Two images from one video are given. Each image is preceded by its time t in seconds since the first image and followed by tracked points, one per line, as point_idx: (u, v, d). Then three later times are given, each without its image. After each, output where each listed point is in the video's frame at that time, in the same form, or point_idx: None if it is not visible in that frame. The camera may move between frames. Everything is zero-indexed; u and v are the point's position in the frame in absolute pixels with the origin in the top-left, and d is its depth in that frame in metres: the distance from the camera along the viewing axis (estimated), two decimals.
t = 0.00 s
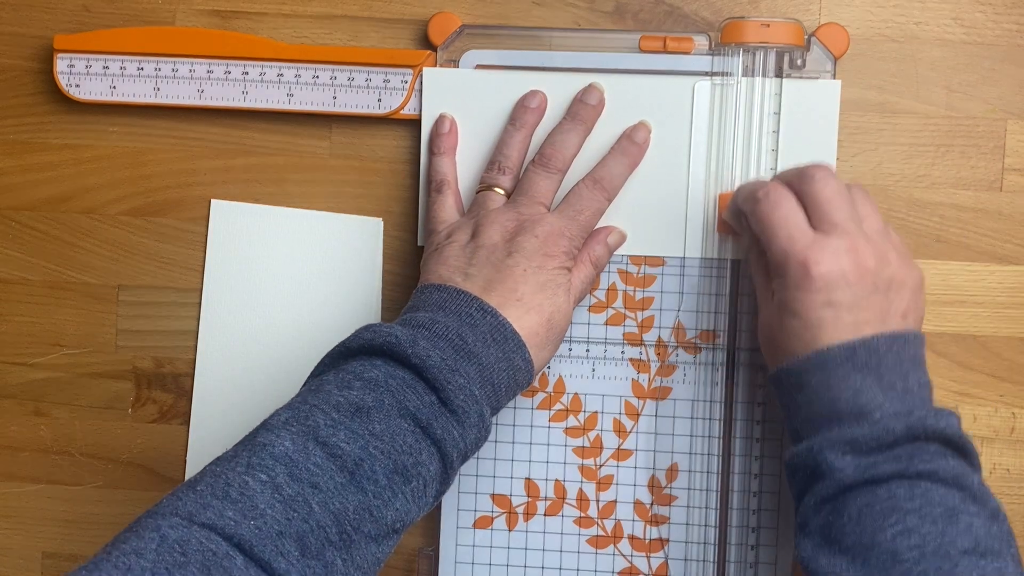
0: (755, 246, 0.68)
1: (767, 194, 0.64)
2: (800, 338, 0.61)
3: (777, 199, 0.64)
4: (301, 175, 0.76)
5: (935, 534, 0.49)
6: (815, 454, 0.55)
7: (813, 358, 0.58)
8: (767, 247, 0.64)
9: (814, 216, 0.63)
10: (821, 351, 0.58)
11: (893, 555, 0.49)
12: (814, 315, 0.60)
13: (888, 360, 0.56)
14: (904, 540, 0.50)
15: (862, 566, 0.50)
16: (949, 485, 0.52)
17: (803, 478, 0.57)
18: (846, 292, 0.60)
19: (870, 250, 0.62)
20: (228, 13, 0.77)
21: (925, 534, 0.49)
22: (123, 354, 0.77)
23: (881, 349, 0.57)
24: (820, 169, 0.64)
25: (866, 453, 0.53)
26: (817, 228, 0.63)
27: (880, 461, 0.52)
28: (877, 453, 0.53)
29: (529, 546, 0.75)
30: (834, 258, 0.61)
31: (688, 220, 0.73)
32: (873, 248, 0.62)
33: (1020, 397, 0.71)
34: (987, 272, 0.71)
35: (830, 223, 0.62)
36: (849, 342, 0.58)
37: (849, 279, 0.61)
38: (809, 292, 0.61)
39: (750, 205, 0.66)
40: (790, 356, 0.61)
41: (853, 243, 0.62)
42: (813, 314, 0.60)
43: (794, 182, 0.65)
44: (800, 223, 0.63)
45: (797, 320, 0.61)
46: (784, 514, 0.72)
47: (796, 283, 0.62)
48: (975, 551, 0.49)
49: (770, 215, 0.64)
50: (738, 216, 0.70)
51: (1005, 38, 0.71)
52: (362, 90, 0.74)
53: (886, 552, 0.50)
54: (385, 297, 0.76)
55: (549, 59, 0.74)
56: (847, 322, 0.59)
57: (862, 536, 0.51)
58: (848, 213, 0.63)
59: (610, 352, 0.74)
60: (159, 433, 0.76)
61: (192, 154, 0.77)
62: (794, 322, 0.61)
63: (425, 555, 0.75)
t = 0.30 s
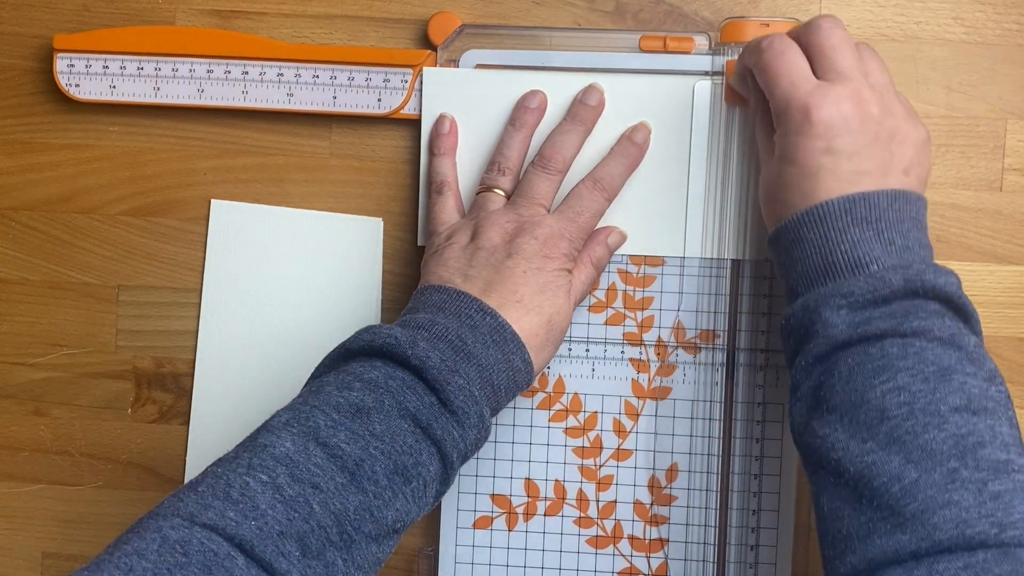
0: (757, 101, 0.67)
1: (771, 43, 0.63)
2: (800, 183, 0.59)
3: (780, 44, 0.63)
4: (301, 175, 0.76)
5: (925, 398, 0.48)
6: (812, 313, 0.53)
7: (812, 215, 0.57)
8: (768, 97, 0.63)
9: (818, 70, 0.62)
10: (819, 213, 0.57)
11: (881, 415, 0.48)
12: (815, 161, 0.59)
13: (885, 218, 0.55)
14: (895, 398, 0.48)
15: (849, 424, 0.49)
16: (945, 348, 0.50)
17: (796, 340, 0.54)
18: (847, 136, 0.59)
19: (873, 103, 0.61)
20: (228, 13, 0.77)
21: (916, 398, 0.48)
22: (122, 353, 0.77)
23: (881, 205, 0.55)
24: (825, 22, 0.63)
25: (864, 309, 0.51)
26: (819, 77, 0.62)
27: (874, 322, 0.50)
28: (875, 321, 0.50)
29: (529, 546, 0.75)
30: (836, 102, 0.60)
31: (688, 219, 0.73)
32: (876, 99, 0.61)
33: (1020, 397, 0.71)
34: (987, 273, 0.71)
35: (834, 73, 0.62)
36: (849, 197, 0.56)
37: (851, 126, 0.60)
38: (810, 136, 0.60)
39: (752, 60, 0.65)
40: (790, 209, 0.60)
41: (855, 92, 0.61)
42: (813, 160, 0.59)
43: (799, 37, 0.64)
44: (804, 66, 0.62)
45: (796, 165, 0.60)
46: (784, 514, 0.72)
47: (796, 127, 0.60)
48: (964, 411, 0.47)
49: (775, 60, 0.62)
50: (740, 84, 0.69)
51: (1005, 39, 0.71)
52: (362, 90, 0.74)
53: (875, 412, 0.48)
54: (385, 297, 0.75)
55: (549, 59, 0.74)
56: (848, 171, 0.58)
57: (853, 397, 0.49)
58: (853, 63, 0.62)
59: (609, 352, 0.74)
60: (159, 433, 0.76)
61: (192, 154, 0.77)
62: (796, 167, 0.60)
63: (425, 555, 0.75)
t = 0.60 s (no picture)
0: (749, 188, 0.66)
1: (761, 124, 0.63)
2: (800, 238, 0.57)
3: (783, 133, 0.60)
4: (301, 175, 0.76)
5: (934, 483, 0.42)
6: (822, 378, 0.46)
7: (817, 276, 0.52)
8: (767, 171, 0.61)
9: (816, 135, 0.61)
10: (821, 280, 0.52)
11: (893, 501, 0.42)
12: (813, 224, 0.56)
13: (893, 297, 0.48)
14: (906, 480, 0.42)
15: (859, 507, 0.43)
16: (958, 427, 0.44)
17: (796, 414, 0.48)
18: (844, 182, 0.57)
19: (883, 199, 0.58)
20: (228, 13, 0.77)
21: (926, 478, 0.42)
22: (123, 353, 0.77)
23: (885, 282, 0.49)
24: (827, 97, 0.62)
25: (876, 383, 0.44)
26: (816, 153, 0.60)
27: (885, 396, 0.44)
28: (885, 400, 0.44)
29: (529, 546, 0.75)
30: (838, 175, 0.58)
31: (687, 220, 0.73)
32: (879, 178, 0.59)
33: (1020, 397, 0.71)
34: (987, 273, 0.71)
35: (830, 149, 0.59)
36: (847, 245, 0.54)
37: (851, 196, 0.57)
38: (807, 213, 0.57)
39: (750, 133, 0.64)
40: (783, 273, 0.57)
41: (860, 174, 0.58)
42: (807, 224, 0.57)
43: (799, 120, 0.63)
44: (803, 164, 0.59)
45: (792, 235, 0.57)
46: (785, 513, 0.72)
47: (794, 197, 0.58)
48: (973, 493, 0.42)
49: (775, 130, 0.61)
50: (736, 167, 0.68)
51: (1005, 38, 0.71)
52: (362, 90, 0.74)
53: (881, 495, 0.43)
54: (385, 297, 0.76)
55: (549, 59, 0.74)
56: (847, 229, 0.55)
57: (862, 477, 0.43)
58: (853, 138, 0.60)
59: (610, 351, 0.74)
60: (159, 433, 0.76)
61: (192, 154, 0.77)
62: (799, 231, 0.57)
63: (426, 554, 0.75)
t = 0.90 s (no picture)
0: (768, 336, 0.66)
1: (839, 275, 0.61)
2: (806, 424, 0.56)
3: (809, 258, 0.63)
4: (301, 175, 0.76)
5: None
6: (833, 499, 0.50)
7: (819, 445, 0.54)
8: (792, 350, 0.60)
9: (841, 301, 0.60)
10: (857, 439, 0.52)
11: None
12: (824, 411, 0.55)
13: (917, 472, 0.48)
14: None
15: None
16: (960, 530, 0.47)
17: (812, 505, 0.52)
18: (866, 414, 0.53)
19: (917, 396, 0.55)
20: (228, 13, 0.77)
21: None
22: (123, 354, 0.77)
23: (932, 462, 0.49)
24: (866, 268, 0.60)
25: (884, 480, 0.49)
26: (856, 324, 0.58)
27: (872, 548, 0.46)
28: (880, 501, 0.48)
29: (529, 546, 0.75)
30: (876, 357, 0.56)
31: (687, 220, 0.73)
32: (925, 330, 0.57)
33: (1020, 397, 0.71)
34: (987, 273, 0.71)
35: (873, 405, 0.54)
36: (863, 415, 0.53)
37: (881, 380, 0.55)
38: (830, 410, 0.55)
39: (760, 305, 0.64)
40: (800, 447, 0.55)
41: (907, 369, 0.55)
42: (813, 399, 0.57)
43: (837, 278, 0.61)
44: (846, 361, 0.57)
45: (810, 421, 0.56)
46: (785, 514, 0.72)
47: (796, 378, 0.58)
48: None
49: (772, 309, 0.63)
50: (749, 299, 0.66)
51: (1005, 38, 0.71)
52: (361, 90, 0.74)
53: None
54: (385, 297, 0.75)
55: (549, 59, 0.74)
56: (860, 418, 0.53)
57: (866, 562, 0.46)
58: (895, 313, 0.58)
59: (609, 352, 0.74)
60: (159, 433, 0.76)
61: (192, 154, 0.77)
62: (797, 411, 0.57)
63: (425, 555, 0.75)
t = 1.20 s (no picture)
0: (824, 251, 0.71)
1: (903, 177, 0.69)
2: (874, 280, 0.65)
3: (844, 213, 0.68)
4: (301, 176, 0.76)
5: (976, 433, 0.57)
6: (881, 339, 0.63)
7: (879, 313, 0.64)
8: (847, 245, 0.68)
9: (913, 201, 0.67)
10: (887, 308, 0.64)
11: (938, 441, 0.57)
12: (889, 277, 0.64)
13: (965, 332, 0.62)
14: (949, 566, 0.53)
15: (940, 529, 0.54)
16: (1004, 397, 0.59)
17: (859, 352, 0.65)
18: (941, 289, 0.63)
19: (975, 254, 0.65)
20: (228, 14, 0.77)
21: (970, 426, 0.57)
22: (123, 353, 0.77)
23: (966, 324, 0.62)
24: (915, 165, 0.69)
25: (937, 333, 0.61)
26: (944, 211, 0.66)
27: (927, 421, 0.58)
28: (930, 343, 0.61)
29: (529, 547, 0.75)
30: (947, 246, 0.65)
31: (687, 219, 0.73)
32: (978, 225, 0.66)
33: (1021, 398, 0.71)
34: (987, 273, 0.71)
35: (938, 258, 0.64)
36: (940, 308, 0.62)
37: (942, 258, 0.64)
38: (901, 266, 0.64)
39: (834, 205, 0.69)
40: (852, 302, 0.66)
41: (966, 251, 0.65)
42: (888, 256, 0.65)
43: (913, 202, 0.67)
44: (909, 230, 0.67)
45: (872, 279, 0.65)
46: (785, 514, 0.72)
47: (869, 242, 0.67)
48: (983, 452, 0.56)
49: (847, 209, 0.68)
50: (810, 190, 0.70)
51: (1005, 38, 0.71)
52: (362, 90, 0.74)
53: (923, 437, 0.58)
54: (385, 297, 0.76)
55: (548, 59, 0.74)
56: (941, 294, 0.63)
57: (905, 417, 0.59)
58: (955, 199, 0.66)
59: (609, 352, 0.74)
60: (159, 433, 0.76)
61: (192, 154, 0.77)
62: (869, 273, 0.65)
63: (425, 555, 0.75)
